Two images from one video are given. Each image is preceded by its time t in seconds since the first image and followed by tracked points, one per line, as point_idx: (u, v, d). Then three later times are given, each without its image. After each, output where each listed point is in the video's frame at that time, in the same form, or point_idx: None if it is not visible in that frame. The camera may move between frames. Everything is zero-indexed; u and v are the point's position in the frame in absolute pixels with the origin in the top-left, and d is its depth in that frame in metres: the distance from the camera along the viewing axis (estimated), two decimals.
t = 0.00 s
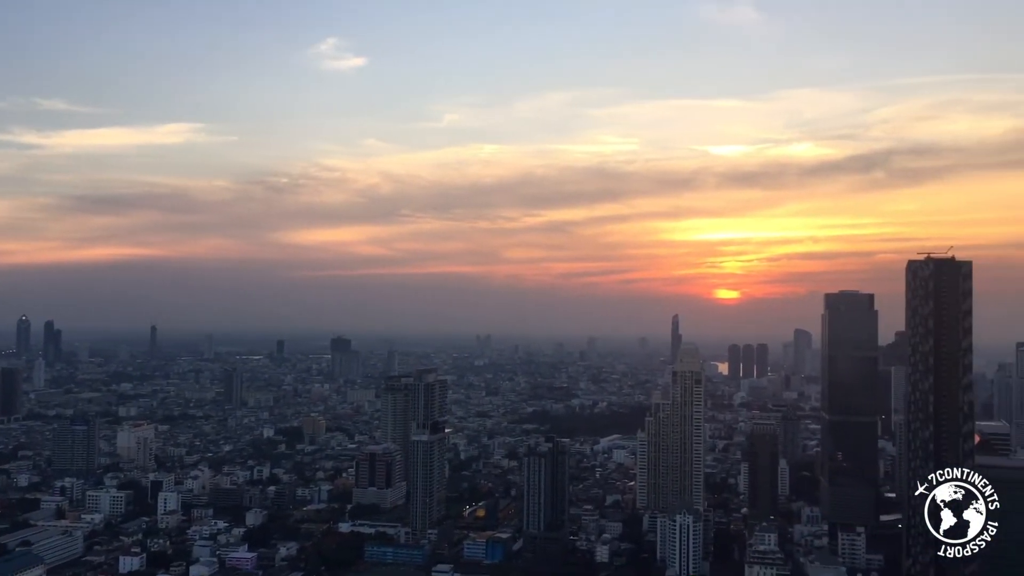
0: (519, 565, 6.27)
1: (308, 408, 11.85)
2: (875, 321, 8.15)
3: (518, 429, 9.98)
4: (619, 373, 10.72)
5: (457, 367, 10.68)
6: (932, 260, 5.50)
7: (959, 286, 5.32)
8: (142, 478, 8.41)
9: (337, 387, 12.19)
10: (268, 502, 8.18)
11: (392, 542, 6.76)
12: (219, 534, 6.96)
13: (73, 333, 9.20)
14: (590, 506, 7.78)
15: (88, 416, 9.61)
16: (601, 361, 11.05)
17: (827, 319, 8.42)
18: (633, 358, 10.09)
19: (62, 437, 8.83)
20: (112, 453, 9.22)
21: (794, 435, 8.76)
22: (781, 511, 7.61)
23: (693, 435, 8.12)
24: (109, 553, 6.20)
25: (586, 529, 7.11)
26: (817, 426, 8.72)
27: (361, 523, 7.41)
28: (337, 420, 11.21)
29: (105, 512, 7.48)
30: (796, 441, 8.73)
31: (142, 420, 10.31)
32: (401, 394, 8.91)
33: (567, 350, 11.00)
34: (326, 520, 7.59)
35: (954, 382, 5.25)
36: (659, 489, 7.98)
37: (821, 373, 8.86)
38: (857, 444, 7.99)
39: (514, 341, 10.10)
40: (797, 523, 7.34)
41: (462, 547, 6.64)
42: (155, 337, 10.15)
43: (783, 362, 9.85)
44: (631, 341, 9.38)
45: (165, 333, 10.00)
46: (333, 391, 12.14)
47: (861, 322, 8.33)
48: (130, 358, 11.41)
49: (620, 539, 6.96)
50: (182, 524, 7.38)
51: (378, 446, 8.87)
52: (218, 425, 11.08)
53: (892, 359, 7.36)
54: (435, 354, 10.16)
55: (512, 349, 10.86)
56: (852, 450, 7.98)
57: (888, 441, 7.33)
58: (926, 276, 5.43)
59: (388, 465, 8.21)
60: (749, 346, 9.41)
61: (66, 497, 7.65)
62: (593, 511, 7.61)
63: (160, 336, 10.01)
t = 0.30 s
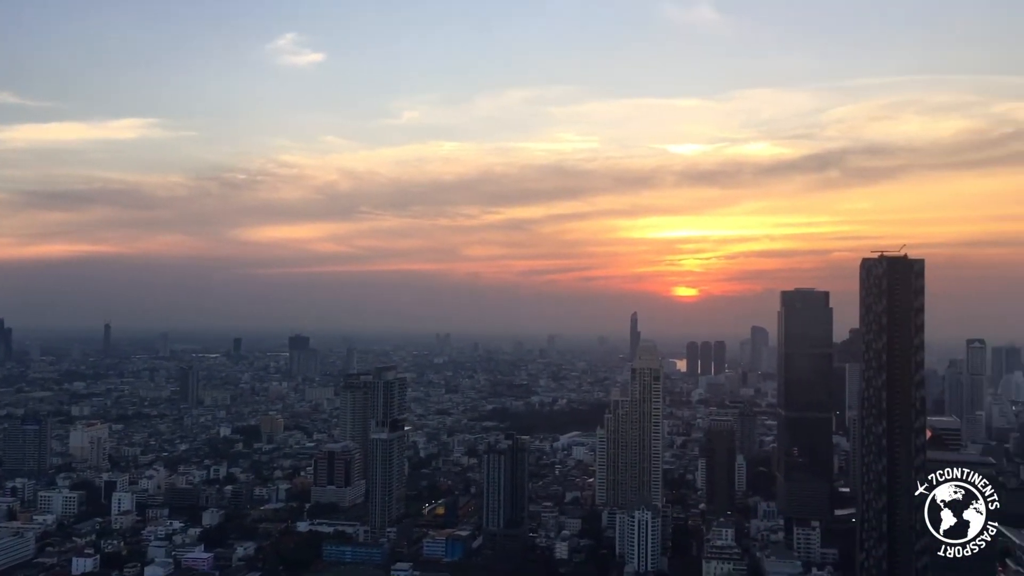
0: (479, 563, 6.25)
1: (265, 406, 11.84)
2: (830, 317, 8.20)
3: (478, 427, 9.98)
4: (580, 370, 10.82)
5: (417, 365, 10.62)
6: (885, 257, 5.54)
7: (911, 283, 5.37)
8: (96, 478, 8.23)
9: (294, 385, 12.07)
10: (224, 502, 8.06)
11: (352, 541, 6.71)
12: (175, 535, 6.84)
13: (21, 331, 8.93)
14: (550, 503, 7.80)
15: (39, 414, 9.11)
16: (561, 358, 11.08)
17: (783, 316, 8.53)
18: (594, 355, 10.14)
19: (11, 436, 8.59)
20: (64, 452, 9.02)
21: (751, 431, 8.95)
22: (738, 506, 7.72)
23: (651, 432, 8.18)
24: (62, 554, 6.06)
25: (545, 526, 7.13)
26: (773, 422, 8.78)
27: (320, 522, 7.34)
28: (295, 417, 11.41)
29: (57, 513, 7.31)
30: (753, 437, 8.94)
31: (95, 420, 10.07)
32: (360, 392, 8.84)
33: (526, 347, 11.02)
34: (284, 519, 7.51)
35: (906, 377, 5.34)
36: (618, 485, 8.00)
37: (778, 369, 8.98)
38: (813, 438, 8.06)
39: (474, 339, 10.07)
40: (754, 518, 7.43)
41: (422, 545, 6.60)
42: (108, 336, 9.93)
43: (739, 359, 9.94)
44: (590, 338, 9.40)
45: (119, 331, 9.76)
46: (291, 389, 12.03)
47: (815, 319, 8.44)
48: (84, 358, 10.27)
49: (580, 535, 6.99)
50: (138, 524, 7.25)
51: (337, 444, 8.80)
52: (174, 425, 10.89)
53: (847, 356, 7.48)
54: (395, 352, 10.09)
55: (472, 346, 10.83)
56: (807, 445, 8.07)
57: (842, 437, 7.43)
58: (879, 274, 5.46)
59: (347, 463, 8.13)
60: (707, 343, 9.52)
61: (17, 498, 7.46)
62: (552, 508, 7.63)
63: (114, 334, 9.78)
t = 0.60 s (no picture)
0: (439, 563, 6.23)
1: (222, 405, 11.79)
2: (787, 315, 8.38)
3: (439, 426, 9.97)
4: (540, 369, 10.89)
5: (377, 364, 10.55)
6: (840, 257, 5.61)
7: (865, 282, 5.45)
8: (48, 479, 8.06)
9: (252, 384, 11.95)
10: (180, 503, 7.94)
11: (310, 541, 6.65)
12: (130, 536, 6.72)
13: None
14: (510, 501, 7.81)
15: None
16: (522, 357, 11.13)
17: (740, 315, 8.65)
18: (554, 354, 10.21)
19: None
20: (14, 453, 8.83)
21: (709, 429, 9.09)
22: (696, 503, 7.80)
23: (611, 430, 8.16)
24: (12, 557, 5.91)
25: (505, 524, 7.20)
26: (731, 420, 9.03)
27: (278, 522, 7.26)
28: (253, 416, 11.59)
29: (6, 516, 7.14)
30: (711, 435, 9.08)
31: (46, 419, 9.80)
32: (319, 391, 8.75)
33: (487, 346, 11.03)
34: (242, 519, 7.43)
35: (861, 374, 5.41)
36: (578, 483, 8.02)
37: (735, 368, 9.11)
38: (770, 435, 8.18)
39: (436, 337, 10.04)
40: (712, 515, 7.50)
41: (381, 545, 6.57)
42: (61, 334, 9.72)
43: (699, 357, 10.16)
44: (551, 337, 9.44)
45: (71, 331, 9.51)
46: (249, 388, 11.92)
47: (772, 318, 8.57)
48: (35, 356, 9.54)
49: (540, 534, 7.01)
50: (91, 526, 7.11)
51: (295, 444, 8.70)
52: (128, 425, 10.72)
53: (802, 355, 7.61)
54: (354, 351, 10.02)
55: (432, 345, 10.77)
56: (764, 442, 8.17)
57: (798, 435, 7.60)
58: (834, 273, 5.53)
59: (305, 463, 8.03)
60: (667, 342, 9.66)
61: None
62: (513, 506, 7.65)
63: (67, 333, 9.52)
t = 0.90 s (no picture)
0: (401, 562, 6.20)
1: (179, 406, 11.52)
2: (747, 313, 8.51)
3: (401, 425, 9.94)
4: (503, 366, 11.04)
5: (339, 362, 10.44)
6: (799, 255, 5.65)
7: (823, 282, 5.50)
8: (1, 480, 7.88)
9: (212, 382, 11.79)
10: (138, 503, 7.83)
11: (270, 541, 6.58)
12: (86, 537, 6.60)
13: None
14: (472, 499, 7.80)
15: None
16: (484, 354, 11.30)
17: (701, 312, 8.81)
18: (516, 351, 10.23)
19: None
20: None
21: (670, 427, 9.17)
22: (658, 500, 7.84)
23: (573, 427, 8.14)
24: None
25: (467, 523, 7.19)
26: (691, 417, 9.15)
27: (238, 522, 7.17)
28: (212, 416, 11.47)
29: None
30: (672, 432, 9.17)
31: None
32: (279, 389, 8.66)
33: (449, 344, 10.99)
34: (201, 519, 7.34)
35: (819, 372, 5.46)
36: (540, 481, 8.02)
37: (695, 366, 9.20)
38: (731, 432, 8.26)
39: (398, 335, 10.00)
40: (672, 512, 7.54)
41: (343, 544, 6.53)
42: (13, 332, 9.50)
43: (661, 355, 10.30)
44: (513, 334, 9.45)
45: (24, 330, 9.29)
46: (208, 387, 11.76)
47: (733, 316, 8.69)
48: None
49: (502, 531, 7.01)
50: (46, 527, 6.97)
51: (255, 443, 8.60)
52: (84, 425, 10.52)
53: (762, 353, 7.70)
54: (315, 349, 9.93)
55: (394, 343, 10.70)
56: (724, 439, 8.22)
57: (758, 431, 7.71)
58: (793, 271, 5.58)
59: (266, 462, 7.95)
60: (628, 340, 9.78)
61: None
62: (475, 504, 7.65)
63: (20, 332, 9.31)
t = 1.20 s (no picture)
0: (365, 561, 6.16)
1: (138, 405, 11.31)
2: (710, 309, 8.60)
3: (365, 422, 9.87)
4: (467, 364, 11.16)
5: (302, 360, 10.32)
6: (761, 251, 5.69)
7: (785, 278, 5.55)
8: None
9: (172, 381, 11.59)
10: (97, 503, 7.68)
11: (232, 540, 6.50)
12: (43, 538, 6.45)
13: None
14: (436, 497, 7.77)
15: None
16: (449, 352, 11.48)
17: (665, 309, 8.87)
18: (481, 348, 10.25)
19: None
20: None
21: (633, 423, 9.22)
22: (621, 496, 7.87)
23: (538, 424, 8.13)
24: None
25: (432, 520, 7.16)
26: (655, 413, 9.22)
27: (199, 521, 7.07)
28: (172, 415, 11.31)
29: None
30: (635, 429, 9.22)
31: None
32: (241, 387, 8.56)
33: (414, 341, 10.93)
34: (161, 519, 7.23)
35: (781, 367, 5.51)
36: (504, 478, 8.01)
37: (659, 362, 9.26)
38: (695, 427, 8.31)
39: (362, 333, 9.93)
40: (636, 508, 7.57)
41: (306, 543, 6.46)
42: None
43: (624, 351, 10.40)
44: (478, 331, 9.44)
45: None
46: (167, 386, 11.56)
47: (696, 312, 8.76)
48: None
49: (466, 529, 7.00)
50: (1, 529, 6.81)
51: (216, 442, 8.49)
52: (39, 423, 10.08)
53: (724, 349, 7.76)
54: (278, 347, 9.81)
55: (359, 340, 10.60)
56: (688, 435, 8.27)
57: (721, 427, 7.80)
58: (755, 268, 5.62)
59: (227, 461, 7.87)
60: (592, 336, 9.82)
61: None
62: (439, 501, 7.63)
63: None
